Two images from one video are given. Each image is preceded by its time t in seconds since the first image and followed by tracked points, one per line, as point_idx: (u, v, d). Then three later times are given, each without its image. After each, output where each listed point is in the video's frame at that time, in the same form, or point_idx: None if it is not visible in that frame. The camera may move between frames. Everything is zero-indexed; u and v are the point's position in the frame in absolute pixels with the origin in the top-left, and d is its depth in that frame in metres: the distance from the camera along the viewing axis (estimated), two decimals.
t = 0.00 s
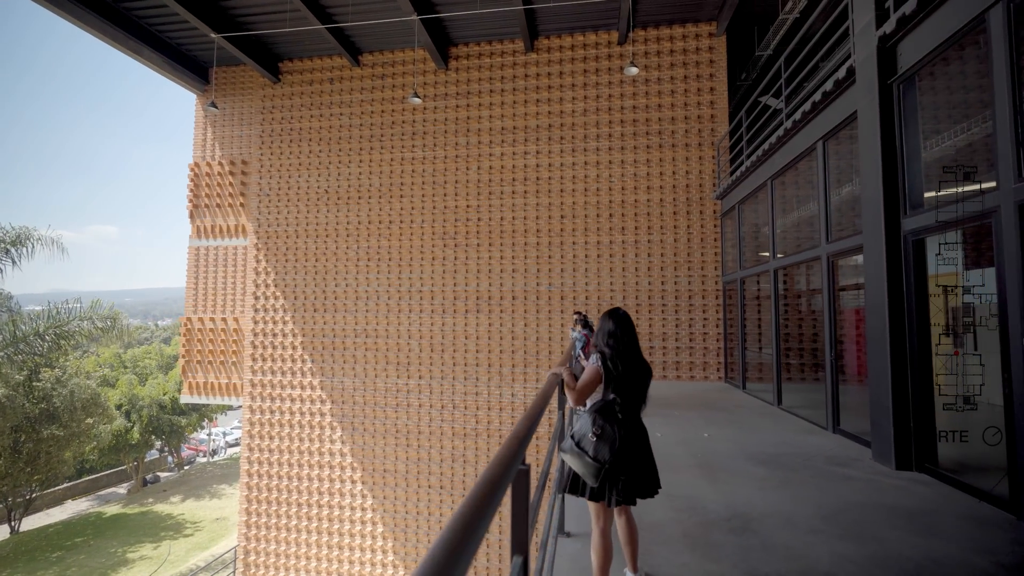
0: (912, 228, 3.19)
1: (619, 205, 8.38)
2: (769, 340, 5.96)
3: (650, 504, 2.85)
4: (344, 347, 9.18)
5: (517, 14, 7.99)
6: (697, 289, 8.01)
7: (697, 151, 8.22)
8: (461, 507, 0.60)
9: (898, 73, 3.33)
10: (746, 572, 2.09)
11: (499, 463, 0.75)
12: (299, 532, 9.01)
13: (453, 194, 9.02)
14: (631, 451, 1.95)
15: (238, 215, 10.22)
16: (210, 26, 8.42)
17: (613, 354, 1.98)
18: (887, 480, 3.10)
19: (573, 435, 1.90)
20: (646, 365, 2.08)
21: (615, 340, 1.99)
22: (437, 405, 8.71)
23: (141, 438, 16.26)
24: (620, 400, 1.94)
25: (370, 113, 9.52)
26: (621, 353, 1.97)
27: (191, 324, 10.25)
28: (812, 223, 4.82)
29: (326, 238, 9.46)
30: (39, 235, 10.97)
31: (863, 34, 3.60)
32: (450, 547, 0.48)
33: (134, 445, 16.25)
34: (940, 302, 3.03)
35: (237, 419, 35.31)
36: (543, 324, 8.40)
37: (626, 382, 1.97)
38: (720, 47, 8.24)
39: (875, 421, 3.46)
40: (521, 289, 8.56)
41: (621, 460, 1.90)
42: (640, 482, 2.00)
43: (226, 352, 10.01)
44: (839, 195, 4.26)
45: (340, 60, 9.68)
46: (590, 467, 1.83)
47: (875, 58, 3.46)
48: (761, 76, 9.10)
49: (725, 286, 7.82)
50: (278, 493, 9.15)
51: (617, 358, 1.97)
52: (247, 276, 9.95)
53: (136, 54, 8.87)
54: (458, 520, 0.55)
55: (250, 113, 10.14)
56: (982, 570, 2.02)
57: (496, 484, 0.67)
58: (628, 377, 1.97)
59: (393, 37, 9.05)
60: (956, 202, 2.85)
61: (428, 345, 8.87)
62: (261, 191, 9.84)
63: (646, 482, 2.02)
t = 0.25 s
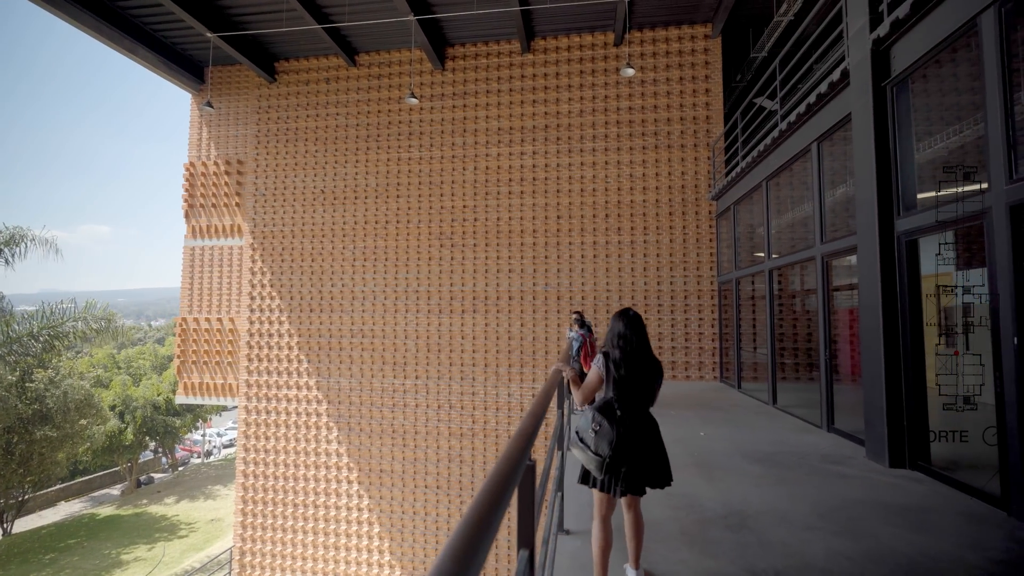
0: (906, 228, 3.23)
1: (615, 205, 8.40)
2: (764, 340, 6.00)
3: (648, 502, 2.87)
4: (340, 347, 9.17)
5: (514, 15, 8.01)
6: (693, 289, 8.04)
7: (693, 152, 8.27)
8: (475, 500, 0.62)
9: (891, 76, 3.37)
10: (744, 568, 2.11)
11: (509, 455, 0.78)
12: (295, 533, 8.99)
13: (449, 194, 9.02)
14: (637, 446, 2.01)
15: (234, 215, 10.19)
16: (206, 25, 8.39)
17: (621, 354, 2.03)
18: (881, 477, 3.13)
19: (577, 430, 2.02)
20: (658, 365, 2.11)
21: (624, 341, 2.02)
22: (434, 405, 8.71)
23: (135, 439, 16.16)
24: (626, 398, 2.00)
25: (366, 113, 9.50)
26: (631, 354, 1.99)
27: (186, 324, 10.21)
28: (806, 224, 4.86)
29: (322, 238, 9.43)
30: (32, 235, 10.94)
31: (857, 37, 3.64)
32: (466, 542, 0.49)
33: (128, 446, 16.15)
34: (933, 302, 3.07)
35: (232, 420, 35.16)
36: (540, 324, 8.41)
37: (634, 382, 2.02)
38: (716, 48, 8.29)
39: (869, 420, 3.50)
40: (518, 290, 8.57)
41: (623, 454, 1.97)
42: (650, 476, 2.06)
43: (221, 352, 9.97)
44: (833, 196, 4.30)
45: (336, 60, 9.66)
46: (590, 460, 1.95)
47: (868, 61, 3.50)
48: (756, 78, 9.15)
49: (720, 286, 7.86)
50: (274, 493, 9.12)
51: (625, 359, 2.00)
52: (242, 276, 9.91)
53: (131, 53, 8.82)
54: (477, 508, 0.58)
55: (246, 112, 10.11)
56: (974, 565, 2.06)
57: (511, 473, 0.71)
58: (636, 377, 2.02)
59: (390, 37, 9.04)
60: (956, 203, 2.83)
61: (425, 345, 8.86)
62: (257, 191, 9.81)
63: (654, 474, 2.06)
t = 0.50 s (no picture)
0: (897, 229, 3.28)
1: (612, 205, 8.44)
2: (759, 340, 6.05)
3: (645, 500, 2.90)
4: (337, 347, 9.16)
5: (510, 16, 8.03)
6: (689, 289, 8.08)
7: (688, 153, 8.31)
8: (477, 505, 0.62)
9: (884, 79, 3.41)
10: (740, 565, 2.14)
11: (510, 461, 0.78)
12: (292, 533, 8.97)
13: (446, 194, 9.03)
14: (635, 439, 2.10)
15: (230, 215, 10.15)
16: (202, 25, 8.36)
17: (623, 350, 2.14)
18: (874, 475, 3.17)
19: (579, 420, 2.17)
20: (661, 362, 2.21)
21: (625, 337, 2.13)
22: (431, 405, 8.72)
23: (129, 440, 16.07)
24: (626, 392, 2.10)
25: (363, 113, 9.50)
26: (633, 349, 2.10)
27: (181, 325, 10.16)
28: (800, 224, 4.90)
29: (318, 238, 9.42)
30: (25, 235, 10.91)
31: (851, 41, 3.69)
32: (473, 541, 0.51)
33: (122, 447, 16.06)
34: (924, 302, 3.12)
35: (226, 420, 35.00)
36: (536, 324, 8.44)
37: (634, 377, 2.12)
38: (711, 50, 8.33)
39: (862, 418, 3.54)
40: (514, 290, 8.59)
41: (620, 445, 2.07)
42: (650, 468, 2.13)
43: (217, 353, 9.93)
44: (827, 197, 4.35)
45: (333, 59, 9.65)
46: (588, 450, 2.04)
47: (862, 64, 3.54)
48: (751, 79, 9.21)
49: (716, 286, 7.91)
50: (270, 494, 9.10)
51: (625, 355, 2.11)
52: (238, 276, 9.88)
53: (126, 52, 8.78)
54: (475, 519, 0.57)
55: (242, 112, 10.09)
56: (964, 560, 2.10)
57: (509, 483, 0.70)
58: (637, 372, 2.13)
59: (386, 37, 9.04)
60: (956, 202, 2.80)
61: (421, 345, 8.86)
62: (252, 191, 9.77)
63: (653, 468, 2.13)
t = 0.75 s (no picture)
0: (891, 231, 3.32)
1: (607, 206, 8.47)
2: (753, 340, 6.10)
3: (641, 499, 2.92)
4: (333, 347, 9.14)
5: (507, 17, 8.05)
6: (684, 290, 8.13)
7: (683, 154, 8.36)
8: (482, 504, 0.64)
9: (877, 82, 3.45)
10: (735, 561, 2.17)
11: (513, 460, 0.81)
12: (287, 533, 8.95)
13: (442, 194, 9.03)
14: (628, 436, 2.15)
15: (225, 215, 10.11)
16: (197, 23, 8.33)
17: (619, 348, 2.21)
18: (867, 473, 3.21)
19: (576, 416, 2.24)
20: (659, 361, 2.24)
21: (621, 337, 2.19)
22: (427, 405, 8.72)
23: (122, 441, 15.96)
24: (621, 389, 2.16)
25: (359, 112, 9.49)
26: (626, 347, 2.16)
27: (176, 325, 10.10)
28: (794, 225, 4.95)
29: (314, 238, 9.39)
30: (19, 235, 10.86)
31: (844, 44, 3.73)
32: (478, 544, 0.52)
33: (115, 448, 15.96)
34: (916, 302, 3.16)
35: (220, 420, 34.80)
36: (532, 324, 8.46)
37: (629, 375, 2.17)
38: (706, 52, 8.39)
39: (854, 417, 3.58)
40: (510, 290, 8.61)
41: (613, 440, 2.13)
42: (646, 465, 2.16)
43: (212, 353, 9.88)
44: (820, 198, 4.39)
45: (329, 59, 9.64)
46: (580, 444, 2.16)
47: (855, 67, 3.58)
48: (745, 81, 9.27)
49: (710, 286, 7.96)
50: (265, 494, 9.06)
51: (620, 354, 2.17)
52: (233, 275, 9.84)
53: (120, 51, 8.73)
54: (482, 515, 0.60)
55: (237, 111, 10.04)
56: (954, 556, 2.13)
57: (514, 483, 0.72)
58: (632, 370, 2.18)
59: (383, 37, 9.04)
60: (957, 202, 2.76)
61: (417, 345, 8.86)
62: (247, 190, 9.74)
63: (645, 465, 2.16)
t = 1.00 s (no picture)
0: (887, 231, 3.34)
1: (605, 206, 8.48)
2: (750, 339, 6.12)
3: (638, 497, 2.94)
4: (330, 347, 9.14)
5: (504, 17, 8.07)
6: (681, 289, 8.15)
7: (681, 154, 8.39)
8: (478, 518, 0.64)
9: (872, 83, 3.47)
10: (732, 557, 2.19)
11: (512, 470, 0.81)
12: (285, 533, 8.94)
13: (440, 194, 9.04)
14: (623, 430, 2.21)
15: (222, 214, 10.09)
16: (194, 23, 8.31)
17: (613, 348, 2.23)
18: (863, 471, 3.24)
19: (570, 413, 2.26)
20: (651, 358, 2.27)
21: (616, 337, 2.21)
22: (424, 404, 8.73)
23: (118, 441, 15.92)
24: (616, 387, 2.20)
25: (357, 112, 9.49)
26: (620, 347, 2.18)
27: (173, 324, 10.08)
28: (791, 225, 4.98)
29: (312, 238, 9.39)
30: (15, 235, 10.80)
31: (840, 45, 3.75)
32: (476, 555, 0.53)
33: (111, 449, 15.90)
34: (911, 302, 3.19)
35: (217, 421, 34.70)
36: (530, 324, 8.48)
37: (624, 374, 2.20)
38: (703, 52, 8.42)
39: (851, 415, 3.61)
40: (508, 290, 8.62)
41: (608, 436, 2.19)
42: (638, 457, 2.23)
43: (209, 353, 9.86)
44: (816, 198, 4.42)
45: (326, 59, 9.63)
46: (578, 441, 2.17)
47: (850, 68, 3.61)
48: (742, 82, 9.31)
49: (707, 286, 7.99)
50: (263, 494, 9.06)
51: (616, 354, 2.19)
52: (230, 275, 9.83)
53: (117, 50, 8.71)
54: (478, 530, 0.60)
55: (234, 111, 10.03)
56: (950, 551, 2.15)
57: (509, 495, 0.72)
58: (626, 368, 2.21)
59: (381, 37, 9.04)
60: (956, 202, 2.72)
61: (415, 344, 8.87)
62: (245, 190, 9.72)
63: (641, 458, 2.23)
